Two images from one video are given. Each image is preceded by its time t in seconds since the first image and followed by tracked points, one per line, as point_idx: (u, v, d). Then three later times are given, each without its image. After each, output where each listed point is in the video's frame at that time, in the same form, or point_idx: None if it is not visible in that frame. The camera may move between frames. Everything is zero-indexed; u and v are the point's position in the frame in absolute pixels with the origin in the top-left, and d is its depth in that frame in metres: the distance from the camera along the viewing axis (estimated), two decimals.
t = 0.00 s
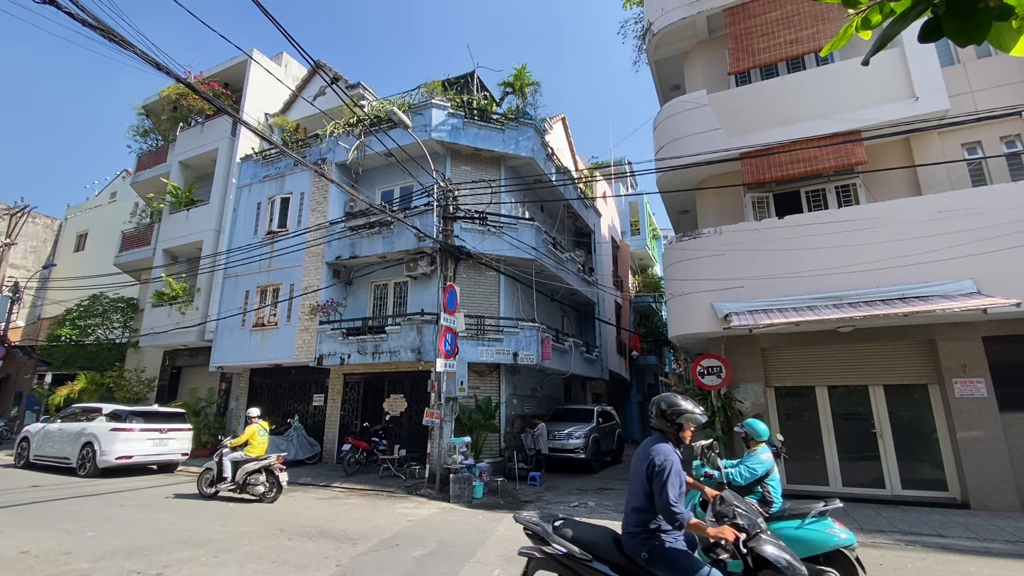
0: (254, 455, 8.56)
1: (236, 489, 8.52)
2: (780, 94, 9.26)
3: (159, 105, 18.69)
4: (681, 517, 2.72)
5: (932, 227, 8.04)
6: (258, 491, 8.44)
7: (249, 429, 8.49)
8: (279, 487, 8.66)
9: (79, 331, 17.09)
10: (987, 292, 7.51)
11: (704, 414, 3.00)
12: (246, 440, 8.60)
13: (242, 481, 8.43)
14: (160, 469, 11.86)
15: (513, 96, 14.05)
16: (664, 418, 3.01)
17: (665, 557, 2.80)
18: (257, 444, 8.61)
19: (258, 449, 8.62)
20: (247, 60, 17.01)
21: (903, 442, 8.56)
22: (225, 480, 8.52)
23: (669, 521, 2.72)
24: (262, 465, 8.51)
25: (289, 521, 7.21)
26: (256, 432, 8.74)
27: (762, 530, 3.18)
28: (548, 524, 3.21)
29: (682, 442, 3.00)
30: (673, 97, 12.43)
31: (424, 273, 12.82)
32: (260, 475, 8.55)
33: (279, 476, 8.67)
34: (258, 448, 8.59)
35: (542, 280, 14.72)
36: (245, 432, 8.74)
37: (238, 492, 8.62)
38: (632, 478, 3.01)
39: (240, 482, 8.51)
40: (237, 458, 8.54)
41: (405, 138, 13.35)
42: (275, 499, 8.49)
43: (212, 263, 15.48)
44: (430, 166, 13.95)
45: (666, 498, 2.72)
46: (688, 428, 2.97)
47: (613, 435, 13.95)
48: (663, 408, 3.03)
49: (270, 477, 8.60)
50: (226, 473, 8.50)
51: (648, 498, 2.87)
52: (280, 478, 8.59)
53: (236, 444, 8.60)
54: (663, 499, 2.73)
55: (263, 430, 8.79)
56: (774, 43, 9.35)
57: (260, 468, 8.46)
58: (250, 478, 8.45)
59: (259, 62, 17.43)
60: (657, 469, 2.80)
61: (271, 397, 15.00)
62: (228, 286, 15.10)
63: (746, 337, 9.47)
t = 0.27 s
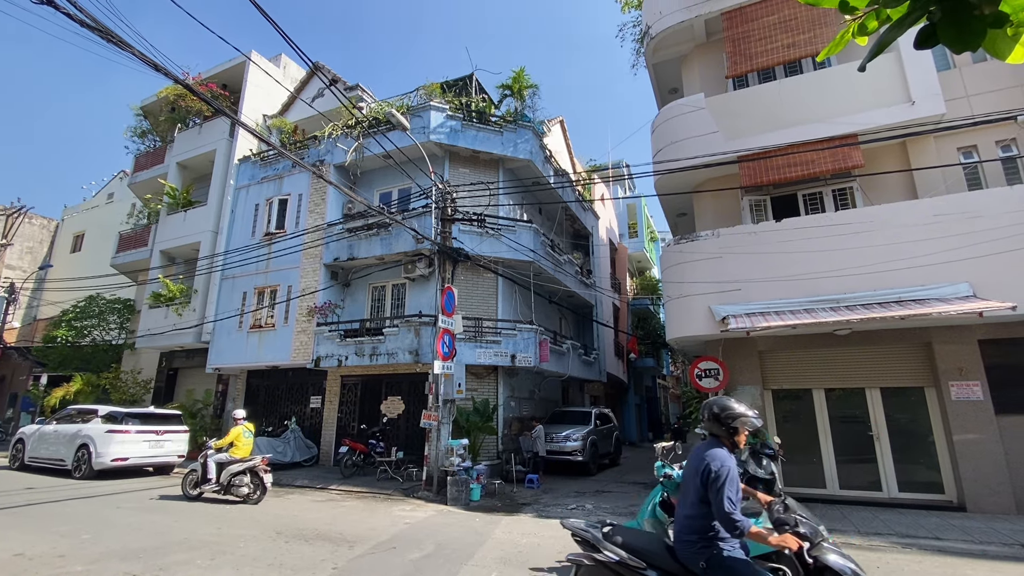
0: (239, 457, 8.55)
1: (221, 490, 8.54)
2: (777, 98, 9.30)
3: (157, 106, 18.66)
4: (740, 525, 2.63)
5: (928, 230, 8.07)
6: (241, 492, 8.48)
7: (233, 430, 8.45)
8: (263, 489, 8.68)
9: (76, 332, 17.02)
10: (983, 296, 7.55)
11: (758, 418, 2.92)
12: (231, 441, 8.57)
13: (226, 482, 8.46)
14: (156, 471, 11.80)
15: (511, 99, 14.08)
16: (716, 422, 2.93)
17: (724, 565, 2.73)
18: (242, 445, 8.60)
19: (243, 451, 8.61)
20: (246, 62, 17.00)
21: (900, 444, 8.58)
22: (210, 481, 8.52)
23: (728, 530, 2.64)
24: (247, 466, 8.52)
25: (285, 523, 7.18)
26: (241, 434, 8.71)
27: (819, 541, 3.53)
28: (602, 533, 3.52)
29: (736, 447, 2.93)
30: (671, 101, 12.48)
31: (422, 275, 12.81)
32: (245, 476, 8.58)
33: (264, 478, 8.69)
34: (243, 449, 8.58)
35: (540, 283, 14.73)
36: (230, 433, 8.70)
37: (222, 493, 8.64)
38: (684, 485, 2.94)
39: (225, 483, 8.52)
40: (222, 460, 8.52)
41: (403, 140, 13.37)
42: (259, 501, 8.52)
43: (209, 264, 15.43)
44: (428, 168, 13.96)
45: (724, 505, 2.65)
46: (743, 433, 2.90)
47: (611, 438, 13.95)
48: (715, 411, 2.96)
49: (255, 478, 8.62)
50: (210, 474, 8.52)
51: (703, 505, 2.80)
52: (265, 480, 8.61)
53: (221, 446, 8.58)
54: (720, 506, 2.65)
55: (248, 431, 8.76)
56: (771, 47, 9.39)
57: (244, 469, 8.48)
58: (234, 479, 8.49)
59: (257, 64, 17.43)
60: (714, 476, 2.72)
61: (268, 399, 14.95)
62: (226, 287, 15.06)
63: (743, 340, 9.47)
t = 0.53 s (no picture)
0: (232, 457, 8.56)
1: (212, 490, 8.51)
2: (776, 100, 9.32)
3: (156, 106, 18.63)
4: (772, 529, 2.61)
5: (926, 232, 8.09)
6: (234, 493, 8.46)
7: (227, 430, 8.45)
8: (255, 489, 8.67)
9: (74, 333, 16.98)
10: (981, 297, 7.57)
11: (786, 419, 2.91)
12: (224, 441, 8.57)
13: (218, 482, 8.44)
14: (154, 472, 11.76)
15: (510, 100, 14.08)
16: (742, 423, 2.95)
17: (756, 569, 2.73)
18: (235, 446, 8.61)
19: (236, 451, 8.61)
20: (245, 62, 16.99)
21: (898, 445, 8.59)
22: (202, 482, 8.49)
23: (759, 534, 2.62)
24: (240, 467, 8.51)
25: (284, 525, 7.17)
26: (234, 435, 8.72)
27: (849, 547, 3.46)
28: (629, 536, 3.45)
29: (763, 447, 2.94)
30: (670, 102, 12.49)
31: (421, 276, 12.80)
32: (237, 477, 8.56)
33: (256, 479, 8.69)
34: (236, 449, 8.59)
35: (539, 284, 14.73)
36: (222, 433, 8.68)
37: (214, 494, 8.62)
38: (713, 488, 2.94)
39: (217, 483, 8.50)
40: (214, 460, 8.52)
41: (402, 141, 13.37)
42: (252, 501, 8.54)
43: (208, 265, 15.42)
44: (427, 169, 13.96)
45: (755, 509, 2.63)
46: (772, 434, 2.90)
47: (610, 439, 13.93)
48: (743, 413, 2.96)
49: (247, 479, 8.61)
50: (203, 475, 8.49)
51: (732, 508, 2.79)
52: (258, 480, 8.60)
53: (213, 446, 8.57)
54: (751, 510, 2.64)
55: (241, 432, 8.78)
56: (770, 49, 9.40)
57: (237, 469, 8.47)
58: (227, 479, 8.47)
59: (256, 64, 17.43)
60: (743, 478, 2.71)
61: (267, 399, 14.93)
62: (224, 288, 15.04)
63: (742, 341, 9.48)
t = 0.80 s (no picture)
0: (216, 459, 8.54)
1: (196, 492, 8.49)
2: (774, 103, 9.35)
3: (154, 107, 18.60)
4: (840, 538, 2.50)
5: (923, 235, 8.12)
6: (218, 494, 8.47)
7: (211, 434, 8.36)
8: (239, 490, 8.70)
9: (70, 334, 16.91)
10: (977, 301, 7.60)
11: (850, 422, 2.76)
12: (209, 443, 8.50)
13: (202, 484, 8.43)
14: (150, 474, 11.71)
15: (509, 102, 14.10)
16: (800, 427, 2.81)
17: None
18: (219, 448, 8.56)
19: (220, 453, 8.58)
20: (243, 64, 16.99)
21: (895, 448, 8.61)
22: (185, 483, 8.46)
23: (825, 542, 2.53)
24: (224, 468, 8.51)
25: (281, 527, 7.15)
26: (218, 435, 8.64)
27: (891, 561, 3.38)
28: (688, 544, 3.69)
29: (824, 452, 2.79)
30: (668, 105, 12.53)
31: (419, 278, 12.80)
32: (221, 478, 8.55)
33: (240, 480, 8.70)
34: (220, 451, 8.54)
35: (537, 286, 14.73)
36: (206, 434, 8.65)
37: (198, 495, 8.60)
38: (774, 494, 2.84)
39: (200, 485, 8.48)
40: (198, 461, 8.50)
41: (401, 143, 13.38)
42: (236, 502, 8.54)
43: (205, 266, 15.41)
44: (426, 171, 13.96)
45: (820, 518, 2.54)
46: (834, 439, 2.76)
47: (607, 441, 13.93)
48: (802, 417, 2.81)
49: (231, 480, 8.61)
50: (186, 476, 8.47)
51: (796, 516, 2.71)
52: (242, 482, 8.63)
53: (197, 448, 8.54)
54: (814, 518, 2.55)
55: (225, 433, 8.68)
56: (768, 53, 9.43)
57: (221, 471, 8.47)
58: (210, 480, 8.46)
59: (255, 66, 17.43)
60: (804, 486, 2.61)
61: (264, 401, 14.89)
62: (222, 289, 15.00)
63: (739, 343, 9.50)
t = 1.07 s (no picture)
0: (209, 459, 8.53)
1: (189, 492, 8.46)
2: (773, 105, 9.37)
3: (153, 107, 18.58)
4: (875, 543, 2.37)
5: (921, 237, 8.14)
6: (209, 495, 8.45)
7: (204, 433, 8.39)
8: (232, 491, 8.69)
9: (68, 335, 16.87)
10: (975, 303, 7.62)
11: (884, 422, 2.62)
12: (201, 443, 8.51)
13: (194, 484, 8.42)
14: (148, 475, 11.67)
15: (508, 103, 14.11)
16: (834, 427, 2.67)
17: None
18: (212, 448, 8.55)
19: (213, 454, 8.57)
20: (243, 64, 16.98)
21: (893, 449, 8.63)
22: (178, 484, 8.43)
23: (861, 547, 2.39)
24: (216, 469, 8.52)
25: (279, 528, 7.14)
26: (212, 436, 8.66)
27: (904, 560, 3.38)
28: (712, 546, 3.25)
29: (858, 453, 2.65)
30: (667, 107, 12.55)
31: (418, 279, 12.81)
32: (214, 479, 8.55)
33: (233, 481, 8.70)
34: (213, 452, 8.54)
35: (536, 287, 14.73)
36: (199, 435, 8.61)
37: (189, 495, 8.57)
38: (805, 497, 2.67)
39: (192, 486, 8.47)
40: (190, 462, 8.48)
41: (400, 144, 13.38)
42: (228, 503, 8.53)
43: (204, 267, 15.42)
44: (425, 172, 13.97)
45: (856, 522, 2.40)
46: (869, 440, 2.62)
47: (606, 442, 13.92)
48: (834, 418, 2.68)
49: (223, 481, 8.60)
50: (178, 476, 8.43)
51: (829, 519, 2.55)
52: (234, 483, 8.63)
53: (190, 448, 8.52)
54: (850, 522, 2.41)
55: (218, 434, 8.67)
56: (767, 55, 9.45)
57: (213, 471, 8.48)
58: (202, 481, 8.46)
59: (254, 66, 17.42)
60: (838, 488, 2.48)
61: (262, 402, 14.87)
62: (220, 290, 14.98)
63: (738, 344, 9.51)
